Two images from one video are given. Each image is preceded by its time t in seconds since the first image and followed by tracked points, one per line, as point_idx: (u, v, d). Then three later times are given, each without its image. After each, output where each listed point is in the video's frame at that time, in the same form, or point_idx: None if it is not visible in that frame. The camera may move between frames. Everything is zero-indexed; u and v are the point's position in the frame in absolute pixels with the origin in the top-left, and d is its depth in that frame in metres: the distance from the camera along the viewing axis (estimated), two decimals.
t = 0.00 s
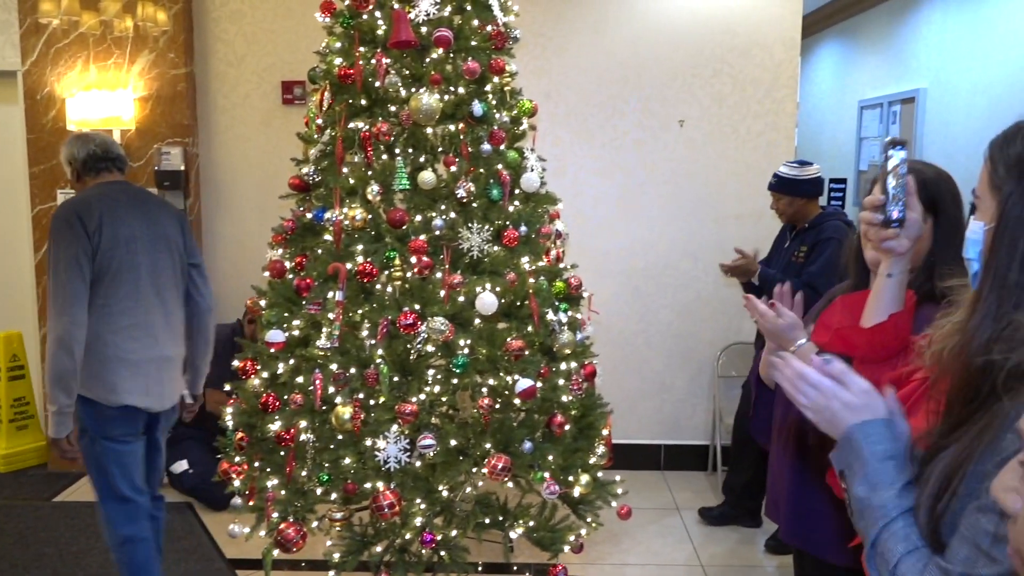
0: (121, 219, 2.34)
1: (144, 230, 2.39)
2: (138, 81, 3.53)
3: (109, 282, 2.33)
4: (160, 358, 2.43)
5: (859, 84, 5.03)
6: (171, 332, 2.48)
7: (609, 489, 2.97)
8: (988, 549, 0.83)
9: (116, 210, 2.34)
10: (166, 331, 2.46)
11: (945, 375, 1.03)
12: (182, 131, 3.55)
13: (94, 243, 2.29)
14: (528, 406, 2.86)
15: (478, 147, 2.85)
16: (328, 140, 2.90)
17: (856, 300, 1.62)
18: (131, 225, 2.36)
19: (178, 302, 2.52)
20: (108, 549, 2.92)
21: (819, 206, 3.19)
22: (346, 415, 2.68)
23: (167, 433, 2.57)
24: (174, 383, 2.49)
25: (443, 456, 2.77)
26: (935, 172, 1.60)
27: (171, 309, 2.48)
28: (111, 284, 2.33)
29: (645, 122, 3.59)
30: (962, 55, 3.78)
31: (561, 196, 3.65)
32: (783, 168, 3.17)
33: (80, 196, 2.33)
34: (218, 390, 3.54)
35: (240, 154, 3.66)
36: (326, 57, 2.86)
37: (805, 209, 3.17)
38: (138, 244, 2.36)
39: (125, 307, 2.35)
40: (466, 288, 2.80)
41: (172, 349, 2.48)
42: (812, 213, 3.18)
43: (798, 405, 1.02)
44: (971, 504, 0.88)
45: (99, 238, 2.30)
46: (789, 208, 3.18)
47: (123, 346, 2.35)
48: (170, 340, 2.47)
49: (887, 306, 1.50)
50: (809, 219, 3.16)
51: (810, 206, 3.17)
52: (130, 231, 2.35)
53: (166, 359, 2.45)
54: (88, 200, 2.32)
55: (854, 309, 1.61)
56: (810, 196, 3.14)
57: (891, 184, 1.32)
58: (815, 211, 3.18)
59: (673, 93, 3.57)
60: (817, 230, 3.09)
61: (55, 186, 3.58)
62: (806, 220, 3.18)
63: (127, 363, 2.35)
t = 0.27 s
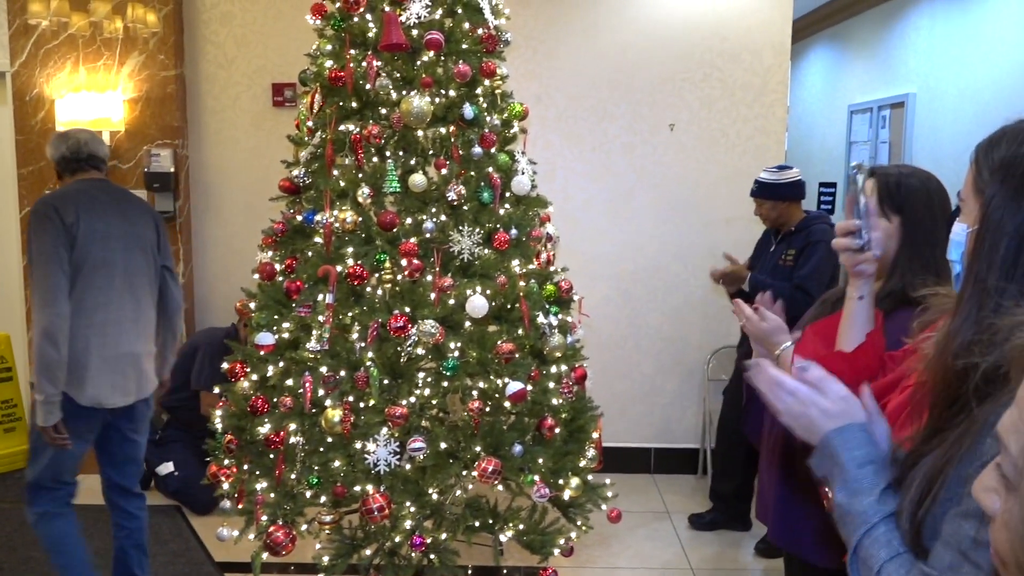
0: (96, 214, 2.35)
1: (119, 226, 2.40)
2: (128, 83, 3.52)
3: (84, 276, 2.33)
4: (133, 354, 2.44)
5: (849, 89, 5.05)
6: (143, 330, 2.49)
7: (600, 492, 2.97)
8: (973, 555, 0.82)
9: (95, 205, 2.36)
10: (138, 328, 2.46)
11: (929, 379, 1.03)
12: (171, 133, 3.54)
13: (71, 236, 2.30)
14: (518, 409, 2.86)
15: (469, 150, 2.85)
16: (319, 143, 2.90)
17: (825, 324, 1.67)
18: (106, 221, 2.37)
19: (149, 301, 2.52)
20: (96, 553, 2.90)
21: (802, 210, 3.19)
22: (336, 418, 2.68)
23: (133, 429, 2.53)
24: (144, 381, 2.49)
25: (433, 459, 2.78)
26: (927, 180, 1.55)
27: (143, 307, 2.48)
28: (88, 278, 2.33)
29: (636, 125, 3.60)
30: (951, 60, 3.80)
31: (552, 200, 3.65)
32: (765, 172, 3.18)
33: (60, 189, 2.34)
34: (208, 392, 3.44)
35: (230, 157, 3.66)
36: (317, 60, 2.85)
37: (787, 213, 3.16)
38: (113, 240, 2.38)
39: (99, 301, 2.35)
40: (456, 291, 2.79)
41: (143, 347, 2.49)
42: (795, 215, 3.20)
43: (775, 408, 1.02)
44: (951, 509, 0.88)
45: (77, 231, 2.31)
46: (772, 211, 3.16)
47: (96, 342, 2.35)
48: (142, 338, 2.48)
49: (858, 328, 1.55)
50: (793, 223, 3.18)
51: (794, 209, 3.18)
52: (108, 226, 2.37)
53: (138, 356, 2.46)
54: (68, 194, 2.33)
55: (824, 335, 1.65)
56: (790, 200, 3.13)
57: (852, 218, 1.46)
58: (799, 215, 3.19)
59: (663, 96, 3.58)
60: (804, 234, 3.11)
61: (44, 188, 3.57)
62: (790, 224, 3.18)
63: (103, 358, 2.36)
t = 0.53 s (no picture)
0: (41, 215, 2.36)
1: (65, 226, 2.38)
2: (122, 83, 3.51)
3: (27, 277, 2.34)
4: (81, 355, 2.37)
5: (842, 93, 5.07)
6: (97, 329, 2.42)
7: (593, 494, 2.97)
8: (960, 560, 0.83)
9: (39, 206, 2.37)
10: (89, 329, 2.40)
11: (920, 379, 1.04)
12: (166, 134, 3.53)
13: (13, 238, 2.33)
14: (512, 412, 2.87)
15: (464, 152, 2.84)
16: (313, 144, 2.90)
17: (806, 338, 1.64)
18: (51, 221, 2.37)
19: (108, 301, 2.46)
20: (88, 555, 2.90)
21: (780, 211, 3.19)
22: (330, 420, 2.67)
23: (99, 432, 2.47)
24: (98, 382, 2.41)
25: (427, 461, 2.76)
26: (916, 185, 1.64)
27: (96, 306, 2.42)
28: (30, 279, 2.33)
29: (631, 128, 3.60)
30: (946, 65, 3.81)
31: (547, 202, 3.65)
32: (744, 176, 3.18)
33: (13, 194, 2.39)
34: (203, 393, 3.42)
35: (225, 158, 3.66)
36: (311, 61, 2.85)
37: (767, 215, 3.18)
38: (56, 239, 2.36)
39: (43, 301, 2.34)
40: (450, 293, 2.79)
41: (97, 347, 2.42)
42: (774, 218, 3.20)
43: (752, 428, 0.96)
44: (939, 515, 0.89)
45: (19, 234, 2.33)
46: (752, 214, 3.18)
47: (36, 342, 2.33)
48: (94, 339, 2.41)
49: (842, 341, 1.52)
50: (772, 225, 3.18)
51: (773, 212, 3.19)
52: (52, 226, 2.36)
53: (88, 356, 2.39)
54: (17, 198, 2.36)
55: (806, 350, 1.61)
56: (769, 201, 3.15)
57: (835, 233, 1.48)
58: (778, 217, 3.19)
59: (658, 100, 3.59)
60: (787, 238, 3.11)
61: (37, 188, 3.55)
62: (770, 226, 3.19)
63: (47, 359, 2.33)
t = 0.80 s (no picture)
0: None
1: None
2: (119, 84, 3.51)
3: None
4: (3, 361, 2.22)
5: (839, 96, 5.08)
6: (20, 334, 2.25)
7: (590, 496, 2.97)
8: (952, 561, 0.82)
9: None
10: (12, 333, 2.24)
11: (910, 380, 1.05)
12: (163, 134, 3.53)
13: None
14: (509, 414, 2.87)
15: (461, 154, 2.84)
16: (310, 146, 2.90)
17: (802, 346, 1.65)
18: None
19: (36, 303, 2.28)
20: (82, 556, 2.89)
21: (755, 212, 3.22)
22: (326, 421, 2.66)
23: (39, 438, 2.31)
24: (22, 389, 2.25)
25: (423, 462, 2.77)
26: (911, 188, 1.64)
27: (19, 309, 2.25)
28: None
29: (628, 130, 3.60)
30: (942, 68, 3.82)
31: (545, 204, 3.65)
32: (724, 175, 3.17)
33: None
34: (200, 394, 3.42)
35: (222, 158, 3.65)
36: (309, 63, 2.85)
37: (741, 215, 3.20)
38: None
39: None
40: (447, 294, 2.78)
41: (21, 352, 2.25)
42: (748, 218, 3.22)
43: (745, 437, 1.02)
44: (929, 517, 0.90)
45: None
46: (725, 213, 3.20)
47: None
48: (17, 345, 2.24)
49: (837, 349, 1.53)
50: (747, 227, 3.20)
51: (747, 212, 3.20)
52: None
53: (10, 362, 2.23)
54: None
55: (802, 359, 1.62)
56: (745, 204, 3.16)
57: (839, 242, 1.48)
58: (752, 217, 3.21)
59: (655, 102, 3.59)
60: (761, 239, 3.12)
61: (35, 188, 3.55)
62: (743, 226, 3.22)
63: None
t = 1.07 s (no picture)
0: None
1: None
2: (117, 84, 3.51)
3: None
4: None
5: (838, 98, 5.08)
6: None
7: (588, 497, 2.97)
8: (955, 564, 0.82)
9: None
10: None
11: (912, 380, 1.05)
12: (163, 134, 3.53)
13: None
14: (507, 415, 2.87)
15: (459, 155, 2.85)
16: (309, 146, 2.89)
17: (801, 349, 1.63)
18: None
19: None
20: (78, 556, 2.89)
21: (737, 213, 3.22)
22: (324, 422, 2.66)
23: None
24: None
25: (421, 463, 2.77)
26: (906, 189, 1.64)
27: None
28: None
29: (627, 131, 3.61)
30: (940, 71, 3.82)
31: (544, 205, 3.65)
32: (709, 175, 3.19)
33: None
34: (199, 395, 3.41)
35: (222, 158, 3.66)
36: (308, 63, 2.85)
37: (723, 216, 3.20)
38: None
39: None
40: (446, 295, 2.77)
41: None
42: (729, 219, 3.21)
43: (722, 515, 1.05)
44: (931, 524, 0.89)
45: None
46: (708, 213, 3.21)
47: None
48: None
49: (843, 357, 1.51)
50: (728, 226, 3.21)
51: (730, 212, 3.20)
52: None
53: None
54: None
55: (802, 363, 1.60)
56: (726, 204, 3.16)
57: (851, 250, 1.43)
58: (733, 217, 3.21)
59: (654, 103, 3.59)
60: (743, 239, 3.11)
61: (33, 188, 3.54)
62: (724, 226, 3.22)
63: None
